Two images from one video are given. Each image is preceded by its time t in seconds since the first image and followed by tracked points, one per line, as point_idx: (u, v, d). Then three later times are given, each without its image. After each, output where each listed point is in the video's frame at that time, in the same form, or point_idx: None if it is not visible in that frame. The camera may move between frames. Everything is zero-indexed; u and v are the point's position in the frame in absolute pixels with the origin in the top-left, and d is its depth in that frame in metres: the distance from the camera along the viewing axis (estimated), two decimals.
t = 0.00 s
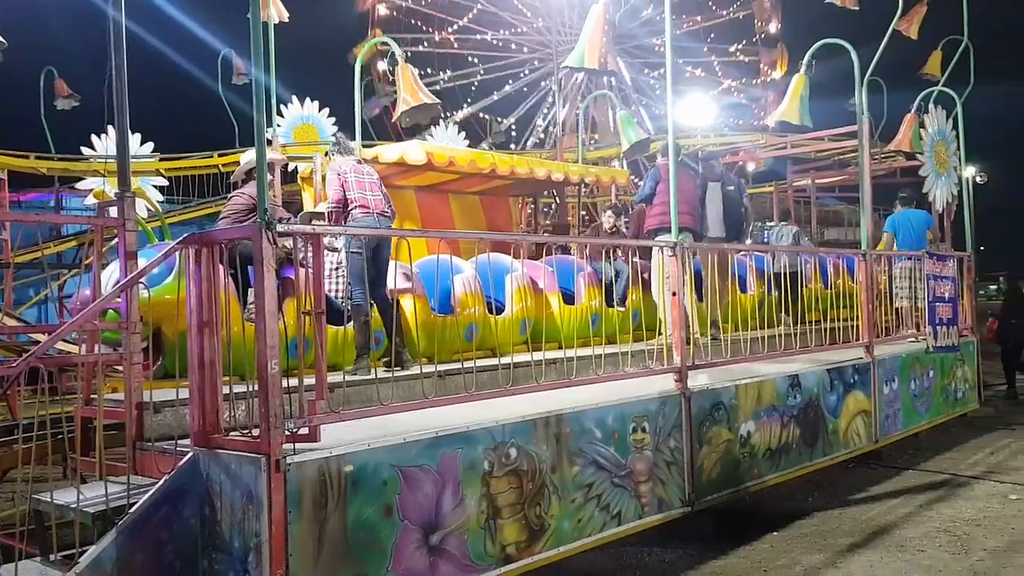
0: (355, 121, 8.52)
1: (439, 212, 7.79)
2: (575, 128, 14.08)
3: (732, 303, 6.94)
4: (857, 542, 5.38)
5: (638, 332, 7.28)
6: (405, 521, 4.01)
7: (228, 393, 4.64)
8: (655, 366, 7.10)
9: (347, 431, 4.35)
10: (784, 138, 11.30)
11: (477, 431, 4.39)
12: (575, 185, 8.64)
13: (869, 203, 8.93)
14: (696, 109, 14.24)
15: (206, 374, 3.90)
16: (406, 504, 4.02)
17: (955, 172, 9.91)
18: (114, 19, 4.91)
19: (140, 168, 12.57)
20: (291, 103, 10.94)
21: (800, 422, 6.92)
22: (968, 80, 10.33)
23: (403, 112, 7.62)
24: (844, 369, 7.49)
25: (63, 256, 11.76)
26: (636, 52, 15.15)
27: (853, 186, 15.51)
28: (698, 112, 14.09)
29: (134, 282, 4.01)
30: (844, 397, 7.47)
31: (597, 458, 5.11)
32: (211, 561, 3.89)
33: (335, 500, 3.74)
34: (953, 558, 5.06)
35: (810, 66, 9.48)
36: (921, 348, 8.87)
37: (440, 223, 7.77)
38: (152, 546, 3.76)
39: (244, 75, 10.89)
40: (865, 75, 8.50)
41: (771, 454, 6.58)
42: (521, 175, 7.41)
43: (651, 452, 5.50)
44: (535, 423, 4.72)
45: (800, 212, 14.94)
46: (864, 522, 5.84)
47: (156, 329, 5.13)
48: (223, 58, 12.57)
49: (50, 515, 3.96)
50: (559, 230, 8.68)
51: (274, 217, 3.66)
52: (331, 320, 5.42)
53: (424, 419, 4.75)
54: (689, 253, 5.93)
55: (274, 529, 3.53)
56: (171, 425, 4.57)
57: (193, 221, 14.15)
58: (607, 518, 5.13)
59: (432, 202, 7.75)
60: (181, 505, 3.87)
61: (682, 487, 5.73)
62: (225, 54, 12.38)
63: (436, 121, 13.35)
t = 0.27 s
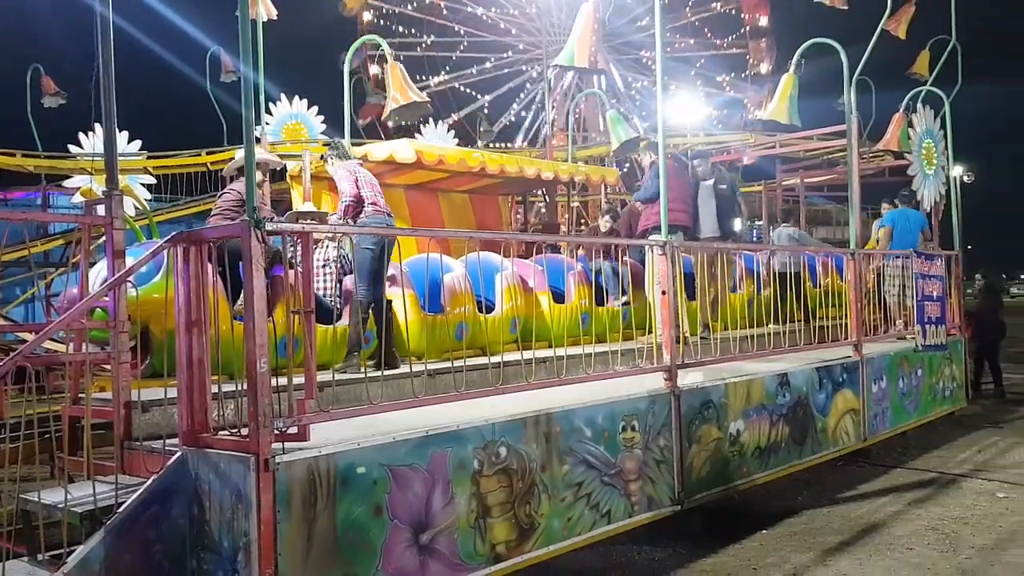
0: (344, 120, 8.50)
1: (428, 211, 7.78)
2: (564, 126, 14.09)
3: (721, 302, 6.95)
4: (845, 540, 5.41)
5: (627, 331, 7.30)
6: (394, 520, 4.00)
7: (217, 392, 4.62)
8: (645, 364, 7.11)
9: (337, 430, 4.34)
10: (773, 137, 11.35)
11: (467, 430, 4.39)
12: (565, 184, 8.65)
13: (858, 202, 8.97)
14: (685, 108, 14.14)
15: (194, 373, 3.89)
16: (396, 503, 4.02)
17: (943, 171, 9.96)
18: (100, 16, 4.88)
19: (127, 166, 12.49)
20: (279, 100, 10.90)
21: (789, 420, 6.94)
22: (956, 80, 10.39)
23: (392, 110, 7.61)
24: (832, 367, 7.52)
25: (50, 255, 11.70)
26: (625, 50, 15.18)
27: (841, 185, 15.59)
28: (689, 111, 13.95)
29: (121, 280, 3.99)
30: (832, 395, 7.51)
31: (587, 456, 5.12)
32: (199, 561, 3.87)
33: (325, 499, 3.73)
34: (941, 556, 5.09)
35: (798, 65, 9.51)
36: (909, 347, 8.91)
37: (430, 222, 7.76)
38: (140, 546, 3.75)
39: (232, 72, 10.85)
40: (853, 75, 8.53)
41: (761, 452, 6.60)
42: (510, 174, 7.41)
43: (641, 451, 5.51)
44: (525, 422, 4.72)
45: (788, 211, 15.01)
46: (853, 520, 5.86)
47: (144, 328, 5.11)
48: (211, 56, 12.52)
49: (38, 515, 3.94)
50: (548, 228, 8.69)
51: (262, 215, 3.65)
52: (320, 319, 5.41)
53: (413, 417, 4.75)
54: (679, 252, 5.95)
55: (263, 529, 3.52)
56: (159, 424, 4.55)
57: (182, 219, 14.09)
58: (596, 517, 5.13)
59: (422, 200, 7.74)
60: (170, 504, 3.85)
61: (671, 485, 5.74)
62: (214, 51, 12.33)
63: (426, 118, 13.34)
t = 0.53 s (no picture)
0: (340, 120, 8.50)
1: (424, 210, 7.79)
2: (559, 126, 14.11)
3: (716, 303, 6.97)
4: (841, 541, 5.43)
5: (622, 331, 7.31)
6: (390, 520, 4.00)
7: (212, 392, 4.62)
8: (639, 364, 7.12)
9: (332, 430, 4.34)
10: (768, 138, 11.37)
11: (462, 430, 4.39)
12: (560, 184, 8.66)
13: (853, 202, 8.99)
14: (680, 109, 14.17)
15: (190, 373, 3.90)
16: (392, 503, 4.02)
17: (938, 172, 9.99)
18: (96, 16, 4.87)
19: (123, 166, 12.46)
20: (275, 100, 10.89)
21: (784, 420, 6.95)
22: (951, 80, 10.41)
23: (387, 109, 7.62)
24: (828, 368, 7.54)
25: (45, 254, 11.69)
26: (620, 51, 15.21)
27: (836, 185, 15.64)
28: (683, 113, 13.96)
29: (116, 280, 3.98)
30: (828, 396, 7.52)
31: (583, 457, 5.13)
32: (195, 561, 3.86)
33: (320, 499, 3.73)
34: (937, 556, 5.10)
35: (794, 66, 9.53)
36: (905, 347, 8.93)
37: (425, 222, 7.77)
38: (135, 545, 3.74)
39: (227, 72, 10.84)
40: (848, 76, 8.55)
41: (756, 452, 6.61)
42: (506, 174, 7.42)
43: (636, 451, 5.52)
44: (520, 422, 4.73)
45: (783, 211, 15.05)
46: (847, 521, 5.88)
47: (140, 327, 5.10)
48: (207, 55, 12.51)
49: (33, 515, 3.93)
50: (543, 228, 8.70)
51: (258, 215, 3.65)
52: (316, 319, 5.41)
53: (409, 417, 4.75)
54: (674, 253, 5.96)
55: (259, 529, 3.52)
56: (155, 424, 4.52)
57: (178, 218, 14.08)
58: (592, 517, 5.14)
59: (417, 199, 7.74)
60: (165, 504, 3.85)
61: (666, 485, 5.75)
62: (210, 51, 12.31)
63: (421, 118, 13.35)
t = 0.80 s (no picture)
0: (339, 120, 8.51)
1: (423, 211, 7.80)
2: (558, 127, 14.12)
3: (715, 303, 6.98)
4: (839, 541, 5.43)
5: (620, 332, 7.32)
6: (389, 520, 4.00)
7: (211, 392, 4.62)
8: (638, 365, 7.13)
9: (331, 431, 4.34)
10: (767, 139, 11.40)
11: (461, 431, 4.39)
12: (558, 185, 8.67)
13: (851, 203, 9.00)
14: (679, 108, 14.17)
15: (189, 373, 3.90)
16: (391, 503, 4.02)
17: (937, 172, 9.99)
18: (95, 16, 4.88)
19: (121, 167, 12.45)
20: (274, 101, 10.90)
21: (783, 421, 6.96)
22: (950, 81, 10.41)
23: (386, 110, 7.63)
24: (826, 368, 7.55)
25: (44, 254, 11.70)
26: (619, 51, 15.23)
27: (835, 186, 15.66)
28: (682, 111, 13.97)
29: (116, 280, 3.99)
30: (827, 396, 7.53)
31: (581, 457, 5.13)
32: (194, 561, 3.87)
33: (319, 499, 3.73)
34: (936, 557, 5.11)
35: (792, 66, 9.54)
36: (904, 348, 8.93)
37: (424, 223, 7.78)
38: (134, 545, 3.74)
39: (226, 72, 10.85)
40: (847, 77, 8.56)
41: (755, 453, 6.61)
42: (505, 174, 7.43)
43: (635, 451, 5.53)
44: (519, 423, 4.73)
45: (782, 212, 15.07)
46: (846, 521, 5.89)
47: (139, 328, 5.10)
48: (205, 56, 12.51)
49: (32, 515, 3.93)
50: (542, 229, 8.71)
51: (257, 215, 3.66)
52: (315, 320, 5.42)
53: (408, 418, 4.75)
54: (673, 253, 5.96)
55: (258, 529, 3.52)
56: (154, 424, 4.53)
57: (178, 219, 14.09)
58: (591, 518, 5.14)
59: (416, 200, 7.75)
60: (164, 504, 3.85)
61: (665, 485, 5.75)
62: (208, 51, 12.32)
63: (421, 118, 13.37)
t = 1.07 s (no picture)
0: (342, 120, 8.54)
1: (425, 210, 7.80)
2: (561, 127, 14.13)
3: (717, 303, 6.98)
4: (842, 541, 5.43)
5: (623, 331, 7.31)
6: (391, 519, 4.01)
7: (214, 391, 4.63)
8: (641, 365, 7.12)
9: (334, 430, 4.34)
10: (769, 138, 11.39)
11: (463, 430, 4.40)
12: (561, 185, 8.67)
13: (854, 202, 8.98)
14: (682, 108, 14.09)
15: (192, 372, 3.91)
16: (393, 502, 4.03)
17: (941, 172, 9.97)
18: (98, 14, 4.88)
19: (124, 166, 12.47)
20: (277, 101, 10.90)
21: (786, 421, 6.95)
22: (954, 80, 10.39)
23: (389, 109, 7.63)
24: (829, 368, 7.54)
25: (48, 254, 11.73)
26: (622, 50, 15.22)
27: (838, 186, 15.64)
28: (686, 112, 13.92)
29: (118, 280, 4.00)
30: (830, 396, 7.52)
31: (584, 457, 5.13)
32: (197, 559, 3.88)
33: (321, 499, 3.74)
34: (939, 557, 5.10)
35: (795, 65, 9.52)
36: (908, 348, 8.92)
37: (427, 223, 7.79)
38: (137, 544, 3.75)
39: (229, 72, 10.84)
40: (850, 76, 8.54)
41: (757, 453, 6.60)
42: (507, 174, 7.43)
43: (637, 451, 5.53)
44: (521, 422, 4.73)
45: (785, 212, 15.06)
46: (849, 522, 5.88)
47: (142, 327, 5.11)
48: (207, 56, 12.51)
49: (36, 513, 3.95)
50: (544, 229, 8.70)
51: (259, 214, 3.66)
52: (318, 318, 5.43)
53: (411, 417, 4.76)
54: (675, 251, 5.96)
55: (260, 528, 3.53)
56: (157, 423, 4.54)
57: (181, 218, 14.11)
58: (593, 517, 5.14)
59: (418, 199, 7.75)
60: (167, 503, 3.86)
61: (668, 485, 5.75)
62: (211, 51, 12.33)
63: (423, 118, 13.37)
